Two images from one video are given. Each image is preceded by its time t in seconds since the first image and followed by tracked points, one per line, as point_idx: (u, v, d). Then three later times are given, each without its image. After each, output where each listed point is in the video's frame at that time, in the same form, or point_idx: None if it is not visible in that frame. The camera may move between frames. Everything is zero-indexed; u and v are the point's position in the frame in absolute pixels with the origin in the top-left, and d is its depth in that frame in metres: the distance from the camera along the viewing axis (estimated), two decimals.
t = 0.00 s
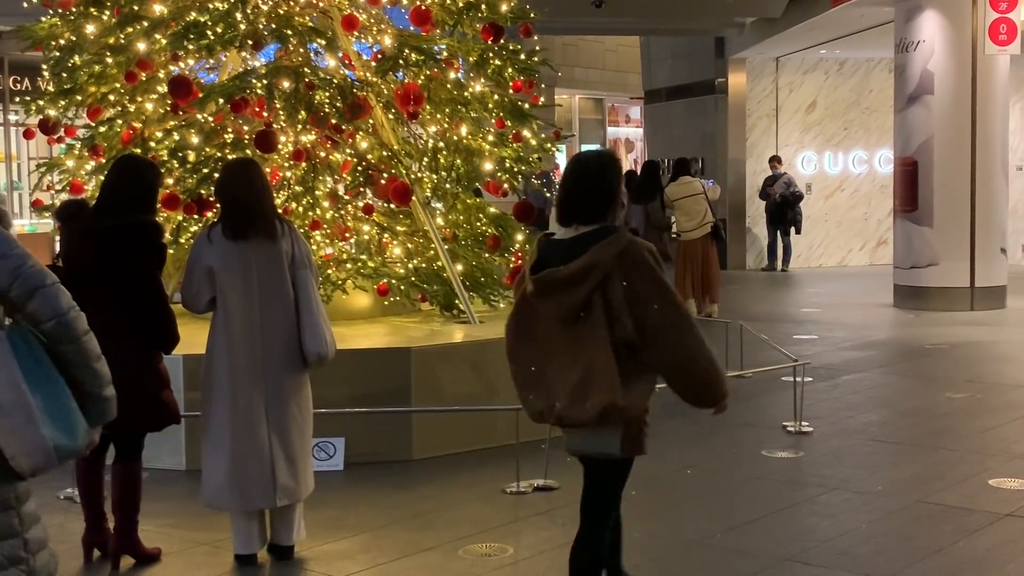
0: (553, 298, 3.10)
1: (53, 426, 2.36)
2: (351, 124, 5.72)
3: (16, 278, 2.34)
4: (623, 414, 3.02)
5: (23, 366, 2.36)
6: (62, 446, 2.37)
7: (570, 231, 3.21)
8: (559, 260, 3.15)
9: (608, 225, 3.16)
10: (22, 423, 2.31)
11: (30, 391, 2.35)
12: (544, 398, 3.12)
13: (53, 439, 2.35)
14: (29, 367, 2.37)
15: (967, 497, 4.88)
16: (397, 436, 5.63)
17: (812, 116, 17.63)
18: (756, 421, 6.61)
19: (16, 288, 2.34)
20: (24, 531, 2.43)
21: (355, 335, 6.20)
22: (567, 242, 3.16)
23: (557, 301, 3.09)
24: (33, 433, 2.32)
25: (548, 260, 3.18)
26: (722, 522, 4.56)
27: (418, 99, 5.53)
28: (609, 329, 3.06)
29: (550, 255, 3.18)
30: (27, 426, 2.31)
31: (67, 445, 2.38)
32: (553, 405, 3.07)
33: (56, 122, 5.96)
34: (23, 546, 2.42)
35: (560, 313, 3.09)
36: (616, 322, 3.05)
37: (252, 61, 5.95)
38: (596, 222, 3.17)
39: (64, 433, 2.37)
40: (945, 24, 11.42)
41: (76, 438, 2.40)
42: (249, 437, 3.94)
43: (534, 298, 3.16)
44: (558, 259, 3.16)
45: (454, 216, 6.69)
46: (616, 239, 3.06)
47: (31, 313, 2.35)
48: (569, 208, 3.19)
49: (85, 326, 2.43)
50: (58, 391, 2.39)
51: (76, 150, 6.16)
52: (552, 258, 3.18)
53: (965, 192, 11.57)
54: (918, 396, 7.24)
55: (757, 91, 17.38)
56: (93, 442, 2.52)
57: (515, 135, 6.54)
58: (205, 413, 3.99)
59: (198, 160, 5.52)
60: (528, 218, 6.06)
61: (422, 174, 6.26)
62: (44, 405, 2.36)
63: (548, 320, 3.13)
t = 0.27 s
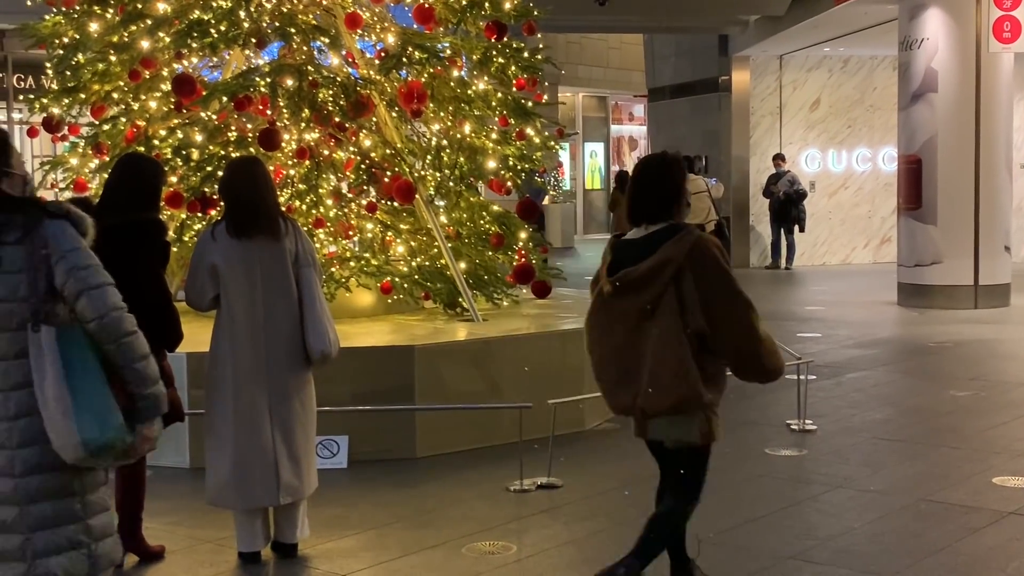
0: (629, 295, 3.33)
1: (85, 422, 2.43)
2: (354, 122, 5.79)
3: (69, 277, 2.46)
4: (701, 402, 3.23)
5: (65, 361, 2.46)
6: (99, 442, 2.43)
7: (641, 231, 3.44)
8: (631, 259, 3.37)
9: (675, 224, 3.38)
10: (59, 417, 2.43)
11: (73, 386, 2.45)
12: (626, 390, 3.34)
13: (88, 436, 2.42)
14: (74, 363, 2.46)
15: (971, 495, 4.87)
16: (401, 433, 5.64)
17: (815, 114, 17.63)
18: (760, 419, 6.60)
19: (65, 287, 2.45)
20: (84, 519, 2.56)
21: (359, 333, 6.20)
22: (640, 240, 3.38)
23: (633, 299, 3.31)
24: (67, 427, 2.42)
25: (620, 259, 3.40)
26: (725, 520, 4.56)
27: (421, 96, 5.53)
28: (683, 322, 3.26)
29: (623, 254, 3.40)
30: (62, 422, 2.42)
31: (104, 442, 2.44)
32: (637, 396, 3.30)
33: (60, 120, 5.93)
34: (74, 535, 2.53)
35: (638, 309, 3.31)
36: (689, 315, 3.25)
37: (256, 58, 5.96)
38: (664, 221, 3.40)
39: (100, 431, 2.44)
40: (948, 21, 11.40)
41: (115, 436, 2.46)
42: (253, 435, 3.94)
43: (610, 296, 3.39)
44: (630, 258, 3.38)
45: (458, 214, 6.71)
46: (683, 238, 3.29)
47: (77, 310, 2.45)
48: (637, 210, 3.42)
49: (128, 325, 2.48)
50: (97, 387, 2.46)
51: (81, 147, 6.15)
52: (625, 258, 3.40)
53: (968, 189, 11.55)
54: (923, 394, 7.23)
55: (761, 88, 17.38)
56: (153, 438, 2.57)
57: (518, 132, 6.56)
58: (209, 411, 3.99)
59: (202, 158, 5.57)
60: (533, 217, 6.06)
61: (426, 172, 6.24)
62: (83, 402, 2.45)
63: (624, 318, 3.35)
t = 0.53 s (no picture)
0: (683, 279, 3.55)
1: (153, 398, 2.67)
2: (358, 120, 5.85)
3: (147, 262, 2.72)
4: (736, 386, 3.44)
5: (139, 340, 2.70)
6: (171, 416, 2.67)
7: (709, 220, 3.64)
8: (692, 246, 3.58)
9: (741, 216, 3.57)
10: (131, 392, 2.68)
11: (147, 365, 2.69)
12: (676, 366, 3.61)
13: (160, 409, 2.66)
14: (149, 341, 2.71)
15: (974, 494, 4.87)
16: (404, 432, 5.65)
17: (819, 113, 17.59)
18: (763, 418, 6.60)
19: (143, 272, 2.71)
20: (149, 490, 2.79)
21: (362, 332, 6.20)
22: (705, 229, 3.59)
23: (685, 284, 3.54)
24: (138, 402, 2.67)
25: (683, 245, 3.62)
26: (729, 519, 4.56)
27: (425, 95, 5.54)
28: (728, 308, 3.46)
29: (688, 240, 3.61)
30: (138, 396, 2.67)
31: (174, 417, 2.67)
32: (683, 375, 3.56)
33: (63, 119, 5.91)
34: (141, 504, 2.77)
35: (690, 293, 3.55)
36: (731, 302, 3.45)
37: (260, 57, 5.96)
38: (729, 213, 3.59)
39: (172, 406, 2.67)
40: (952, 20, 11.38)
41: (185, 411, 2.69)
42: (257, 433, 3.95)
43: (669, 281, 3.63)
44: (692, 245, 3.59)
45: (461, 212, 6.72)
46: (741, 230, 3.47)
47: (156, 293, 2.70)
48: (710, 200, 3.62)
49: (201, 308, 2.73)
50: (169, 365, 2.71)
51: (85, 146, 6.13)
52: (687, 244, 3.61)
53: (972, 188, 11.53)
54: (926, 393, 7.23)
55: (766, 87, 17.36)
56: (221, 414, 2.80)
57: (522, 131, 6.52)
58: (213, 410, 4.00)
59: (206, 156, 5.55)
60: (536, 216, 6.07)
61: (430, 171, 6.30)
62: (157, 379, 2.68)
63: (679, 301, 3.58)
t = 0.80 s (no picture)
0: (765, 277, 3.79)
1: (223, 399, 2.75)
2: (361, 120, 5.78)
3: (223, 268, 2.80)
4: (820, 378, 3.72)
5: (212, 342, 2.78)
6: (239, 415, 2.75)
7: (784, 219, 3.87)
8: (772, 244, 3.82)
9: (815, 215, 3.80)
10: (203, 393, 2.76)
11: (221, 366, 2.77)
12: (756, 358, 3.86)
13: (230, 407, 2.74)
14: (223, 344, 2.78)
15: (977, 495, 4.86)
16: (406, 432, 5.65)
17: (822, 113, 17.56)
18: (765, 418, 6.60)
19: (220, 276, 2.79)
20: (237, 480, 2.87)
21: (365, 332, 6.21)
22: (782, 228, 3.82)
23: (767, 282, 3.79)
24: (209, 403, 2.75)
25: (760, 242, 3.85)
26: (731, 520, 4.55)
27: (428, 95, 5.54)
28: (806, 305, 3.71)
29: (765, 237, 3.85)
30: (208, 397, 2.75)
31: (245, 415, 2.76)
32: (762, 368, 3.82)
33: (66, 119, 5.93)
34: (228, 494, 2.84)
35: (771, 291, 3.80)
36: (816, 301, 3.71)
37: (262, 57, 5.98)
38: (806, 213, 3.82)
39: (242, 405, 2.75)
40: (955, 21, 11.37)
41: (255, 408, 2.77)
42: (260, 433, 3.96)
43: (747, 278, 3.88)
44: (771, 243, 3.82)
45: (463, 212, 6.69)
46: (821, 230, 3.70)
47: (229, 297, 2.78)
48: (784, 200, 3.85)
49: (272, 311, 2.79)
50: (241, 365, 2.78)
51: (87, 145, 6.13)
52: (765, 242, 3.84)
53: (975, 189, 11.53)
54: (928, 394, 7.22)
55: (768, 87, 17.37)
56: (295, 413, 2.86)
57: (524, 131, 6.53)
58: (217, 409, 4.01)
59: (209, 156, 5.60)
60: (539, 216, 6.09)
61: (433, 171, 6.31)
62: (224, 380, 2.77)
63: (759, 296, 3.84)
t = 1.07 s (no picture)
0: (826, 276, 3.87)
1: (288, 379, 3.00)
2: (361, 121, 5.82)
3: (296, 256, 3.03)
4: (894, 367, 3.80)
5: (282, 326, 3.02)
6: (305, 393, 2.99)
7: (838, 219, 3.96)
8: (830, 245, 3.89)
9: (870, 215, 3.89)
10: (272, 373, 3.02)
11: (292, 348, 3.02)
12: (818, 352, 3.95)
13: (296, 387, 2.99)
14: (294, 327, 3.02)
15: (977, 497, 4.86)
16: (406, 433, 5.65)
17: (823, 115, 17.60)
18: (766, 420, 6.59)
19: (293, 264, 3.03)
20: (320, 450, 3.14)
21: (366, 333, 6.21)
22: (837, 229, 3.91)
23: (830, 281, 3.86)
24: (277, 382, 3.01)
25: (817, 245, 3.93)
26: (731, 522, 4.55)
27: (429, 97, 5.53)
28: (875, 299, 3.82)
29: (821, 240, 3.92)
30: (277, 376, 3.01)
31: (311, 394, 2.99)
32: (831, 360, 3.89)
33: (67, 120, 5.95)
34: (311, 463, 3.11)
35: (832, 288, 3.87)
36: (882, 293, 3.81)
37: (263, 58, 5.98)
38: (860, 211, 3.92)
39: (307, 384, 2.99)
40: (956, 22, 11.36)
41: (320, 389, 2.99)
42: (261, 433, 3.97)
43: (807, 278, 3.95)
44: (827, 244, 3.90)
45: (464, 213, 6.68)
46: (878, 228, 3.78)
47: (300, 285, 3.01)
48: (838, 203, 3.95)
49: (338, 296, 2.99)
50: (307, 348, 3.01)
51: (89, 146, 6.13)
52: (821, 244, 3.92)
53: (977, 190, 11.52)
54: (929, 396, 7.22)
55: (769, 89, 17.41)
56: (363, 390, 3.01)
57: (525, 133, 6.58)
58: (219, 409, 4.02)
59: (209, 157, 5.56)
60: (540, 218, 6.08)
61: (433, 172, 6.26)
62: (293, 361, 3.02)
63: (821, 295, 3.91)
